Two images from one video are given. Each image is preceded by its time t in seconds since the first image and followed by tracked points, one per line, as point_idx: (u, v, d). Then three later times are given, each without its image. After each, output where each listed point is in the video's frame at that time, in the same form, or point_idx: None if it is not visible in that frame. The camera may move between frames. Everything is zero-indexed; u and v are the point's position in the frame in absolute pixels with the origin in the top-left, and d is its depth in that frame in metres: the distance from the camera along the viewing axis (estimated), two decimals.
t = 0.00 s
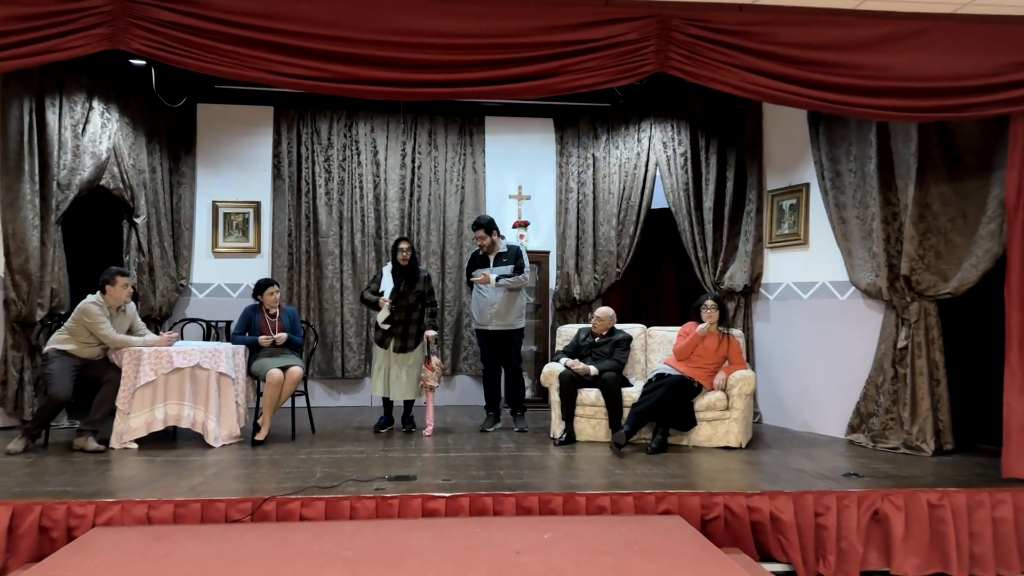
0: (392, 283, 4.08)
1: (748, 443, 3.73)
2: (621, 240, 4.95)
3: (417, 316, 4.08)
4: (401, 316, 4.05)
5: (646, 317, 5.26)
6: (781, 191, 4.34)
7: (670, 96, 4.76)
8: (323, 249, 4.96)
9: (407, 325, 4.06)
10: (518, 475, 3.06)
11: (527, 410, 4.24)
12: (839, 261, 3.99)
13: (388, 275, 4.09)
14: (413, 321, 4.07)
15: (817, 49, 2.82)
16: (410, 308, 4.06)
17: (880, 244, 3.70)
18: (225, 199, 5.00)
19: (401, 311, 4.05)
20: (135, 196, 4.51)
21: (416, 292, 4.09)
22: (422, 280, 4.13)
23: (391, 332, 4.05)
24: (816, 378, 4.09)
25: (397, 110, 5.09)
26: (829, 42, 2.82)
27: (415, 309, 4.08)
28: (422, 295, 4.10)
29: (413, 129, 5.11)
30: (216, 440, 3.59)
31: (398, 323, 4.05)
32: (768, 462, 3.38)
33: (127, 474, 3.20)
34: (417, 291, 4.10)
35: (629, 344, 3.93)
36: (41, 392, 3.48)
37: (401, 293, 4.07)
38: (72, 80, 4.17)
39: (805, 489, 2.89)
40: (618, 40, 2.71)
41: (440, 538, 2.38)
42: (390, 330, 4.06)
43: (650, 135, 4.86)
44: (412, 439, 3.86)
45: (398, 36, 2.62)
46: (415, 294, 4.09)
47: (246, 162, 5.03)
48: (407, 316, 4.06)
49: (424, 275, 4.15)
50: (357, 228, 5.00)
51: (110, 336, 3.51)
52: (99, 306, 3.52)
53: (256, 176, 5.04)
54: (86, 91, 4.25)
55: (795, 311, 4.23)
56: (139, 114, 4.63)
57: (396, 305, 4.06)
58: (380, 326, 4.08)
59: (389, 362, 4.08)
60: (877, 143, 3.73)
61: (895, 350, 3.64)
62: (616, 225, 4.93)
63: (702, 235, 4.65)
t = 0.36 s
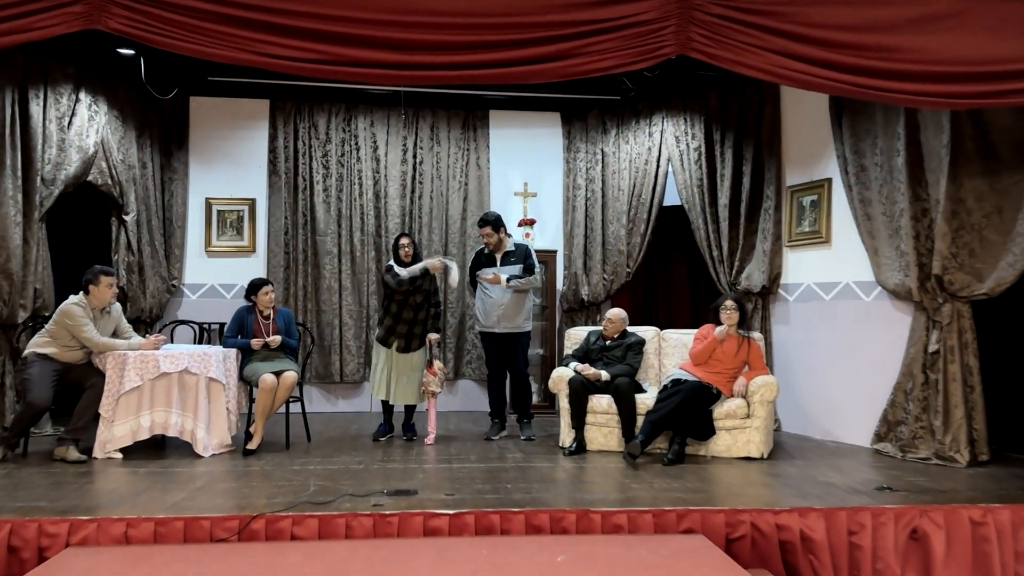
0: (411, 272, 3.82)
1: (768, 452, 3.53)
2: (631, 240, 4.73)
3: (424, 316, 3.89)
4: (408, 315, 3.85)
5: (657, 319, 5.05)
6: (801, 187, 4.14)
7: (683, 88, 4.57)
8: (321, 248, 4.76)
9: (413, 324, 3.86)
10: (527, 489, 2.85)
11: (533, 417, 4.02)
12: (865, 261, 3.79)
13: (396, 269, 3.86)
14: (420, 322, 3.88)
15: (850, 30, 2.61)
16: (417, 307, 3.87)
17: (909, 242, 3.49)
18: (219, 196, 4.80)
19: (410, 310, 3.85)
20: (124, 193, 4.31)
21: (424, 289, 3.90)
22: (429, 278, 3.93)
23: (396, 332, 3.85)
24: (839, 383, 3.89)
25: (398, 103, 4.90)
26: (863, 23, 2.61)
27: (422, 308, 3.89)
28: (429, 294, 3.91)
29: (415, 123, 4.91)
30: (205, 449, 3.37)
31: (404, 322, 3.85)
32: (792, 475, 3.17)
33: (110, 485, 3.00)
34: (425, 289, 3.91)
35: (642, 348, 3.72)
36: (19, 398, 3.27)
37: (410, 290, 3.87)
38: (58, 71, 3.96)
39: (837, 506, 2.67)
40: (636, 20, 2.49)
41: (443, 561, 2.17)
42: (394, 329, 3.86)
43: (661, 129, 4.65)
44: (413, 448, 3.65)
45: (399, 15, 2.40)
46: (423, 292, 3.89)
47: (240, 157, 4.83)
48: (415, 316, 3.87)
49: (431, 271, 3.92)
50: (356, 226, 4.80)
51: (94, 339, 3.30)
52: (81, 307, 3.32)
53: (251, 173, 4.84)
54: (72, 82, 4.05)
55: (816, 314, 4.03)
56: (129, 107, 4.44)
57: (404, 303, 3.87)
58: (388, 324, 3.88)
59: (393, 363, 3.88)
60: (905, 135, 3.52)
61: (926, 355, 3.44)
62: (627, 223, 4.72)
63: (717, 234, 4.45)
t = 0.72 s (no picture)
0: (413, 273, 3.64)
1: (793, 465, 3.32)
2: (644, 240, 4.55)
3: (428, 320, 3.71)
4: (411, 320, 3.67)
5: (669, 324, 4.85)
6: (824, 185, 3.95)
7: (698, 82, 4.41)
8: (320, 249, 4.57)
9: (417, 330, 3.67)
10: (539, 506, 2.65)
11: (543, 427, 3.81)
12: (893, 263, 3.60)
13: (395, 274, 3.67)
14: (423, 327, 3.69)
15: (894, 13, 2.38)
16: (421, 311, 3.68)
17: (943, 243, 3.29)
18: (214, 195, 4.61)
19: (412, 314, 3.66)
20: (114, 191, 4.13)
21: (427, 292, 3.70)
22: (433, 280, 3.73)
23: (399, 339, 3.66)
24: (865, 392, 3.69)
25: (400, 99, 4.71)
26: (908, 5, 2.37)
27: (426, 312, 3.70)
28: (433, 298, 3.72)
29: (418, 119, 4.72)
30: (196, 462, 3.19)
31: (407, 327, 3.66)
32: (821, 491, 2.97)
33: (93, 500, 2.80)
34: (429, 293, 3.72)
35: (658, 354, 3.52)
36: None
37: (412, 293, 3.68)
38: (46, 63, 3.78)
39: (876, 528, 2.45)
40: None
41: None
42: (396, 335, 3.67)
43: (675, 126, 4.47)
44: (416, 460, 3.46)
45: None
46: (426, 295, 3.71)
47: (237, 155, 4.65)
48: (418, 320, 3.68)
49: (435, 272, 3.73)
50: (357, 226, 4.61)
51: (78, 344, 3.11)
52: (65, 311, 3.13)
53: (248, 171, 4.65)
54: (61, 75, 3.86)
55: (840, 319, 3.84)
56: (120, 102, 4.26)
57: (405, 306, 3.69)
58: (390, 330, 3.69)
59: (395, 371, 3.70)
60: (938, 129, 3.33)
61: (961, 362, 3.24)
62: (639, 223, 4.53)
63: (734, 234, 4.26)
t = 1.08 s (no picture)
0: (424, 274, 3.48)
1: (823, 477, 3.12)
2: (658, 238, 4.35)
3: (434, 324, 3.53)
4: (416, 324, 3.49)
5: (684, 326, 4.66)
6: (851, 179, 3.76)
7: (716, 73, 4.21)
8: (321, 247, 4.39)
9: (425, 334, 3.50)
10: (554, 522, 2.45)
11: (554, 434, 3.61)
12: (926, 261, 3.41)
13: (399, 279, 3.46)
14: (431, 330, 3.51)
15: None
16: (426, 314, 3.50)
17: (983, 240, 3.08)
18: (211, 191, 4.43)
19: (416, 317, 3.49)
20: (105, 187, 3.95)
21: (432, 295, 3.51)
22: (440, 280, 3.53)
23: (405, 344, 3.49)
24: (895, 397, 3.50)
25: (404, 91, 4.52)
26: None
27: (432, 315, 3.52)
28: (439, 299, 3.52)
29: (423, 113, 4.54)
30: (187, 472, 3.00)
31: (414, 332, 3.49)
32: (855, 504, 2.76)
33: (75, 512, 2.61)
34: (434, 294, 3.52)
35: (676, 358, 3.32)
36: None
37: (415, 296, 3.51)
38: (33, 52, 3.60)
39: (924, 548, 2.25)
40: None
41: None
42: (403, 342, 3.49)
43: (691, 119, 4.28)
44: (420, 469, 3.26)
45: None
46: (431, 298, 3.51)
47: (233, 149, 4.46)
48: (423, 324, 3.50)
49: (443, 272, 3.54)
50: (359, 224, 4.43)
51: (62, 346, 2.92)
52: (48, 311, 2.94)
53: (245, 166, 4.47)
54: (49, 65, 3.68)
55: (869, 321, 3.65)
56: (112, 94, 4.09)
57: (408, 310, 3.51)
58: (396, 335, 3.51)
59: (400, 377, 3.51)
60: (977, 119, 3.13)
61: (1001, 367, 3.03)
62: (653, 221, 4.33)
63: (755, 231, 4.07)
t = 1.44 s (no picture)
0: (426, 269, 3.29)
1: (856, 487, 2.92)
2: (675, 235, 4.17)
3: (436, 323, 3.34)
4: (416, 323, 3.31)
5: (700, 327, 4.47)
6: (880, 172, 3.58)
7: (735, 62, 4.03)
8: (323, 245, 4.21)
9: (425, 334, 3.31)
10: (573, 537, 2.26)
11: (568, 441, 3.42)
12: (962, 259, 3.23)
13: (399, 272, 3.30)
14: (432, 330, 3.32)
15: None
16: (427, 312, 3.33)
17: None
18: (208, 187, 4.26)
19: (417, 316, 3.31)
20: (98, 182, 3.78)
21: (433, 292, 3.32)
22: (443, 277, 3.33)
23: (407, 344, 3.30)
24: (928, 402, 3.31)
25: (410, 83, 4.35)
26: None
27: (434, 314, 3.35)
28: (442, 297, 3.33)
29: (429, 105, 4.36)
30: (180, 481, 2.82)
31: (414, 332, 3.30)
32: (895, 518, 2.57)
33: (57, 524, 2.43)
34: (436, 292, 3.33)
35: (698, 361, 3.13)
36: None
37: (415, 293, 3.33)
38: (21, 39, 3.43)
39: (981, 568, 2.04)
40: None
41: None
42: (404, 342, 3.31)
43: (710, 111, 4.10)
44: (427, 478, 3.08)
45: None
46: (433, 296, 3.32)
47: (232, 143, 4.29)
48: (424, 323, 3.32)
49: (447, 269, 3.35)
50: (362, 220, 4.25)
51: (46, 347, 2.75)
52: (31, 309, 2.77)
53: (244, 160, 4.29)
54: (38, 54, 3.51)
55: (899, 321, 3.46)
56: (105, 85, 3.92)
57: (408, 308, 3.33)
58: (397, 335, 3.35)
59: (404, 381, 3.31)
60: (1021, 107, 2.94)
61: None
62: (669, 217, 4.14)
63: (777, 227, 3.89)
